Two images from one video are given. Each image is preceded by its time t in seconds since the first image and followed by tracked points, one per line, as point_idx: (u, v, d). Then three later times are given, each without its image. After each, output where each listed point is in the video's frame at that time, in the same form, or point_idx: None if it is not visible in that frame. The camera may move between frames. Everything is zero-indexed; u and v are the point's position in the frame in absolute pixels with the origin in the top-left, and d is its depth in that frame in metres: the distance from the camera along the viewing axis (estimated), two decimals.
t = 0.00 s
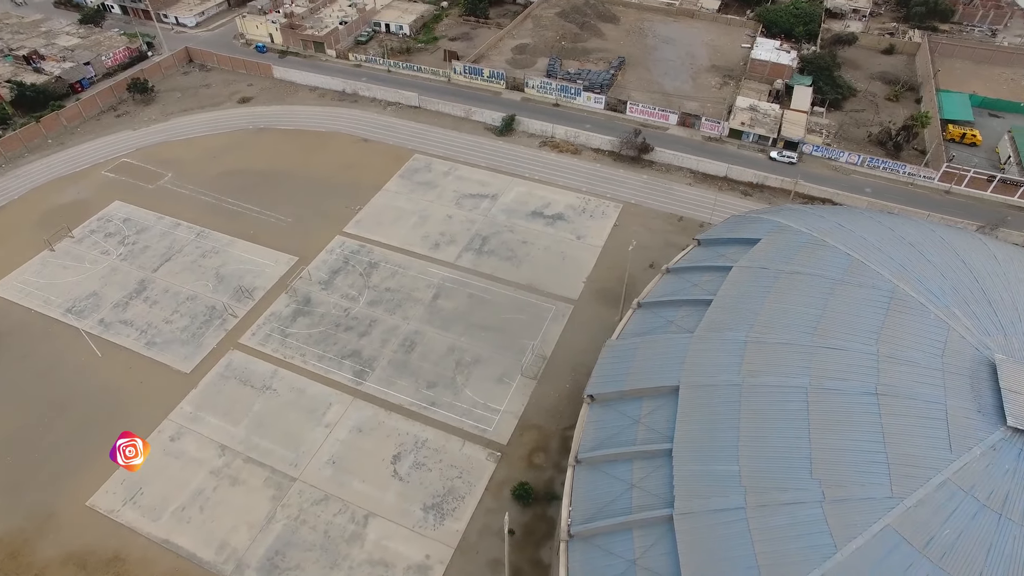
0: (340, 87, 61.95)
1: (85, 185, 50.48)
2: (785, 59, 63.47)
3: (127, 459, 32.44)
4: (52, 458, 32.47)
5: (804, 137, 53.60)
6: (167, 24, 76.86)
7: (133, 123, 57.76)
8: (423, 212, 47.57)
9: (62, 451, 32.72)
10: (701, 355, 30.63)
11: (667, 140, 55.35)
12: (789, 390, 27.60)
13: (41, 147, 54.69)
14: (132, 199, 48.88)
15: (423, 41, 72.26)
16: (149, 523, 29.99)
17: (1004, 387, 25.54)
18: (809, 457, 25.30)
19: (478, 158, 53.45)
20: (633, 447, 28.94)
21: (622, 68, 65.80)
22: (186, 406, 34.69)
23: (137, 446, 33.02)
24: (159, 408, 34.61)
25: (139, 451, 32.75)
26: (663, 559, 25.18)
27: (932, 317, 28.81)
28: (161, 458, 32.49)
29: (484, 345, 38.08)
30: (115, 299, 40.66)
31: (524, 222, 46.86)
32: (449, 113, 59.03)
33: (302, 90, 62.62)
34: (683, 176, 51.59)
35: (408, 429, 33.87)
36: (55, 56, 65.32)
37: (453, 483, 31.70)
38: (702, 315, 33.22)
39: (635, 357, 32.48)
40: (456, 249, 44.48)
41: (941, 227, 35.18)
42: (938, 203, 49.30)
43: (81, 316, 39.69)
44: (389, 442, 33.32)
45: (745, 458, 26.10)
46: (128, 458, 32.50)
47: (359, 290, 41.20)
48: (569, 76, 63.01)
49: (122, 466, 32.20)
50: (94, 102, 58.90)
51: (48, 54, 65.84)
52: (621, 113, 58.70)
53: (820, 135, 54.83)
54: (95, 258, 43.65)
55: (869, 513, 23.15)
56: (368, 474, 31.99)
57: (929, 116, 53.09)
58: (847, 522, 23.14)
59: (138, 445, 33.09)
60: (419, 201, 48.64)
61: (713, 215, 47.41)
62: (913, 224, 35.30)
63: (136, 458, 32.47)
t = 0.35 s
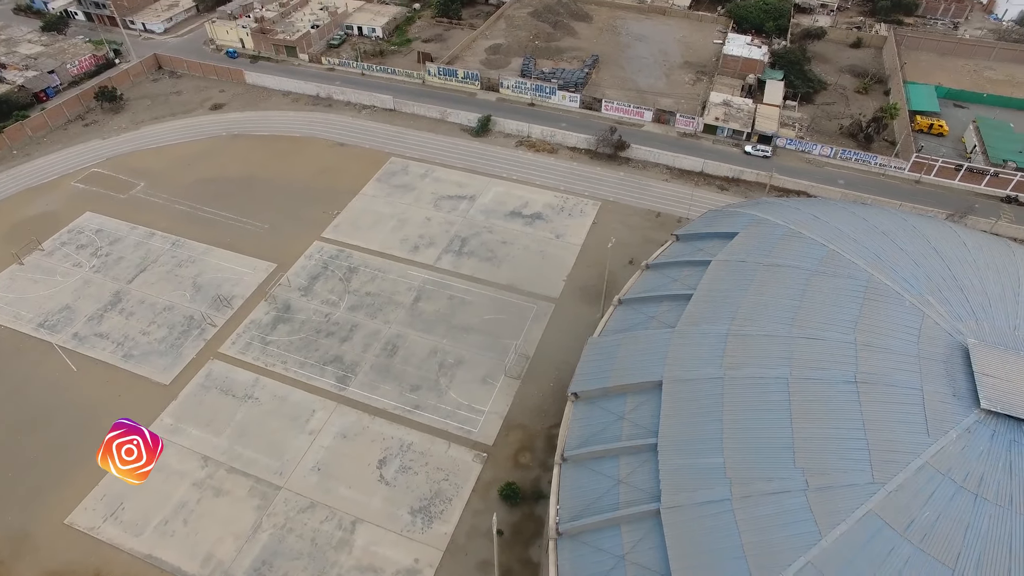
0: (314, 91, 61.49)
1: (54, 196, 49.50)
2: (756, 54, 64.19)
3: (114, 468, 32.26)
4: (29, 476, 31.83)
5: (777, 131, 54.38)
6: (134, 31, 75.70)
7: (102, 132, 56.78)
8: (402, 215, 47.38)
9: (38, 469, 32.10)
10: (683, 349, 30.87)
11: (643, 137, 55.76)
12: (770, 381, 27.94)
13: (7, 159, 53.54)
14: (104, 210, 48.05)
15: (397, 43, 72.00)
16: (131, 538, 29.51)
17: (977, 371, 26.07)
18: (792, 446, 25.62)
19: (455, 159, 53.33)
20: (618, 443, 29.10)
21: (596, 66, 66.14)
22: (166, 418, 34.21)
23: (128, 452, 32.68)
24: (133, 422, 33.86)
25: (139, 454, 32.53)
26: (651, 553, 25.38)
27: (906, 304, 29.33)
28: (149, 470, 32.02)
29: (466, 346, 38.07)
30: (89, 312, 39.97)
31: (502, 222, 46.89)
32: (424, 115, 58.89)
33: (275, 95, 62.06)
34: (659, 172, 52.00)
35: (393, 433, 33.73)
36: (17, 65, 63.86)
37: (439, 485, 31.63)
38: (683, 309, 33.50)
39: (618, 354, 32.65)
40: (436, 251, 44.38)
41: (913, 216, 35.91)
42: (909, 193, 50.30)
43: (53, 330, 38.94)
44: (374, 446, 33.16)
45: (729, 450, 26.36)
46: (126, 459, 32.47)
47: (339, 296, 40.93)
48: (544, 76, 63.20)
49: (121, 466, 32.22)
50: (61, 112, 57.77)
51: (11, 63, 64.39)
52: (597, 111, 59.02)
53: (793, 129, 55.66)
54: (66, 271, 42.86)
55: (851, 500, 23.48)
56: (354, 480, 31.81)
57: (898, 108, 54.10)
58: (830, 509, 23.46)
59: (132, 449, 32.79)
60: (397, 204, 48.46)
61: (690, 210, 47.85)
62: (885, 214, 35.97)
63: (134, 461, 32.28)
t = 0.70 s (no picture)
0: (285, 97, 60.97)
1: (19, 210, 48.38)
2: (725, 49, 64.97)
3: (115, 460, 32.63)
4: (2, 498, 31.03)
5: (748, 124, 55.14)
6: (97, 39, 74.35)
7: (66, 143, 55.68)
8: (378, 219, 47.14)
9: (12, 490, 31.35)
10: (663, 343, 31.08)
11: (616, 134, 56.14)
12: (750, 372, 28.23)
13: None
14: (72, 222, 47.09)
15: (367, 46, 71.66)
16: (111, 556, 28.90)
17: (948, 354, 26.58)
18: (773, 435, 25.90)
19: (430, 161, 53.21)
20: (603, 440, 29.21)
21: (568, 65, 66.46)
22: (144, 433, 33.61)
23: (131, 450, 33.01)
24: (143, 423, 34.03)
25: (139, 458, 32.73)
26: (638, 548, 25.57)
27: (879, 291, 29.80)
28: (137, 481, 31.74)
29: (447, 348, 37.97)
30: (59, 328, 39.14)
31: (479, 223, 46.87)
32: (398, 118, 58.65)
33: (245, 101, 61.40)
34: (634, 169, 52.40)
35: (376, 438, 33.52)
36: None
37: (425, 489, 31.50)
38: (662, 304, 33.74)
39: (599, 350, 32.79)
40: (413, 254, 44.21)
41: (882, 206, 36.63)
42: (878, 182, 51.32)
43: (22, 347, 38.06)
44: (358, 453, 32.92)
45: (712, 442, 26.59)
46: (129, 456, 32.83)
47: (317, 302, 40.57)
48: (516, 75, 63.34)
49: (121, 463, 32.51)
50: (22, 123, 56.52)
51: None
52: (570, 110, 59.30)
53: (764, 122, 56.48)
54: (34, 286, 41.92)
55: (833, 486, 23.78)
56: (338, 487, 31.55)
57: (865, 100, 55.24)
58: (812, 496, 23.75)
59: (137, 449, 33.09)
60: (373, 208, 48.17)
61: (666, 205, 48.28)
62: (856, 204, 36.62)
63: (133, 463, 32.53)
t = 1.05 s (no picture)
0: (254, 103, 60.36)
1: None
2: (694, 45, 65.62)
3: (114, 460, 32.61)
4: None
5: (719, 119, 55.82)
6: (56, 48, 72.79)
7: (29, 155, 54.45)
8: (353, 224, 46.82)
9: None
10: (643, 339, 31.25)
11: (589, 132, 56.50)
12: (728, 364, 28.48)
13: None
14: (38, 237, 46.03)
15: (337, 50, 71.24)
16: None
17: (920, 339, 27.01)
18: (754, 426, 26.15)
19: (405, 164, 52.99)
20: (586, 437, 29.31)
21: (539, 64, 66.72)
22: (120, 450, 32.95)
23: (131, 450, 33.04)
24: (144, 423, 34.12)
25: (139, 458, 32.74)
26: (625, 543, 25.71)
27: (852, 280, 30.23)
28: (138, 481, 31.72)
29: (427, 351, 37.85)
30: (28, 345, 38.23)
31: (455, 224, 46.78)
32: (370, 121, 58.33)
33: (215, 109, 60.63)
34: (608, 166, 52.77)
35: (359, 445, 33.28)
36: None
37: (410, 494, 31.34)
38: (640, 300, 33.95)
39: (579, 348, 32.91)
40: (390, 258, 43.98)
41: (851, 196, 37.26)
42: (848, 173, 52.31)
43: None
44: (341, 460, 32.64)
45: (695, 434, 26.81)
46: (128, 456, 32.82)
47: (295, 310, 40.15)
48: (487, 76, 63.41)
49: (120, 463, 32.46)
50: None
51: None
52: (543, 109, 59.52)
53: (735, 116, 57.23)
54: None
55: (814, 473, 24.09)
56: (323, 496, 31.24)
57: (832, 92, 56.26)
58: (794, 484, 24.05)
59: (137, 449, 33.13)
60: (348, 213, 47.84)
61: (641, 202, 48.69)
62: (826, 195, 37.20)
63: (133, 463, 32.51)
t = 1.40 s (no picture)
0: (224, 110, 59.60)
1: None
2: (664, 42, 66.44)
3: (115, 459, 32.65)
4: None
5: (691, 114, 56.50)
6: (15, 57, 71.02)
7: None
8: (329, 229, 46.44)
9: None
10: (623, 335, 31.38)
11: (563, 130, 56.76)
12: (708, 356, 28.69)
13: None
14: (4, 253, 44.92)
15: (306, 55, 70.63)
16: None
17: (894, 325, 27.41)
18: (736, 417, 26.38)
19: (379, 168, 52.71)
20: (569, 435, 29.40)
21: (510, 64, 66.88)
22: (97, 467, 32.30)
23: (131, 450, 33.03)
24: (144, 423, 34.10)
25: (139, 458, 32.72)
26: (612, 539, 25.85)
27: (826, 269, 30.58)
28: (137, 482, 31.72)
29: (408, 355, 37.70)
30: None
31: (431, 227, 46.65)
32: (342, 126, 57.90)
33: (183, 117, 59.77)
34: (582, 164, 53.12)
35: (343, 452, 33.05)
36: None
37: (396, 499, 31.18)
38: (619, 296, 34.12)
39: (560, 347, 33.04)
40: (367, 263, 43.70)
41: (823, 187, 37.82)
42: (818, 164, 53.25)
43: None
44: (325, 468, 32.37)
45: (677, 428, 27.01)
46: (128, 456, 32.84)
47: (272, 318, 39.73)
48: (459, 77, 63.32)
49: (121, 463, 32.51)
50: None
51: None
52: (516, 109, 59.67)
53: (706, 112, 57.93)
54: None
55: (795, 462, 24.37)
56: (307, 505, 30.92)
57: (800, 85, 57.19)
58: (776, 473, 24.31)
59: (137, 449, 33.10)
60: (323, 219, 47.45)
61: (616, 199, 49.10)
62: (798, 186, 37.78)
63: (133, 463, 32.51)
